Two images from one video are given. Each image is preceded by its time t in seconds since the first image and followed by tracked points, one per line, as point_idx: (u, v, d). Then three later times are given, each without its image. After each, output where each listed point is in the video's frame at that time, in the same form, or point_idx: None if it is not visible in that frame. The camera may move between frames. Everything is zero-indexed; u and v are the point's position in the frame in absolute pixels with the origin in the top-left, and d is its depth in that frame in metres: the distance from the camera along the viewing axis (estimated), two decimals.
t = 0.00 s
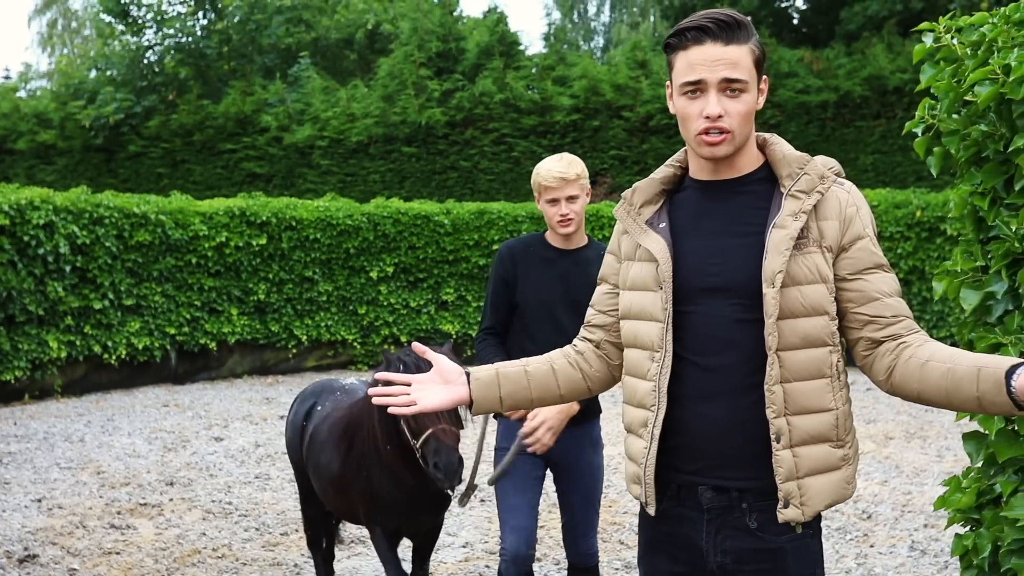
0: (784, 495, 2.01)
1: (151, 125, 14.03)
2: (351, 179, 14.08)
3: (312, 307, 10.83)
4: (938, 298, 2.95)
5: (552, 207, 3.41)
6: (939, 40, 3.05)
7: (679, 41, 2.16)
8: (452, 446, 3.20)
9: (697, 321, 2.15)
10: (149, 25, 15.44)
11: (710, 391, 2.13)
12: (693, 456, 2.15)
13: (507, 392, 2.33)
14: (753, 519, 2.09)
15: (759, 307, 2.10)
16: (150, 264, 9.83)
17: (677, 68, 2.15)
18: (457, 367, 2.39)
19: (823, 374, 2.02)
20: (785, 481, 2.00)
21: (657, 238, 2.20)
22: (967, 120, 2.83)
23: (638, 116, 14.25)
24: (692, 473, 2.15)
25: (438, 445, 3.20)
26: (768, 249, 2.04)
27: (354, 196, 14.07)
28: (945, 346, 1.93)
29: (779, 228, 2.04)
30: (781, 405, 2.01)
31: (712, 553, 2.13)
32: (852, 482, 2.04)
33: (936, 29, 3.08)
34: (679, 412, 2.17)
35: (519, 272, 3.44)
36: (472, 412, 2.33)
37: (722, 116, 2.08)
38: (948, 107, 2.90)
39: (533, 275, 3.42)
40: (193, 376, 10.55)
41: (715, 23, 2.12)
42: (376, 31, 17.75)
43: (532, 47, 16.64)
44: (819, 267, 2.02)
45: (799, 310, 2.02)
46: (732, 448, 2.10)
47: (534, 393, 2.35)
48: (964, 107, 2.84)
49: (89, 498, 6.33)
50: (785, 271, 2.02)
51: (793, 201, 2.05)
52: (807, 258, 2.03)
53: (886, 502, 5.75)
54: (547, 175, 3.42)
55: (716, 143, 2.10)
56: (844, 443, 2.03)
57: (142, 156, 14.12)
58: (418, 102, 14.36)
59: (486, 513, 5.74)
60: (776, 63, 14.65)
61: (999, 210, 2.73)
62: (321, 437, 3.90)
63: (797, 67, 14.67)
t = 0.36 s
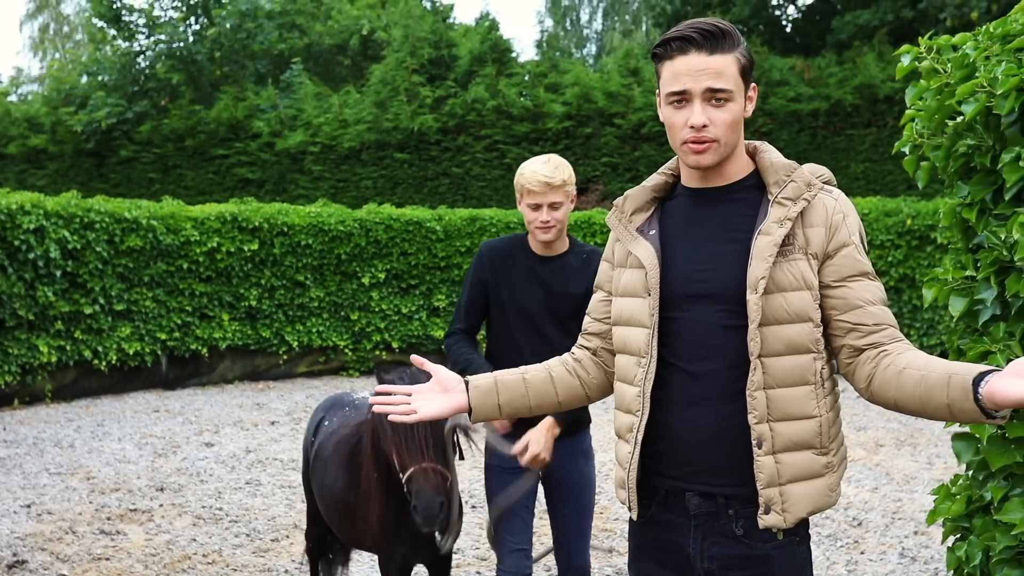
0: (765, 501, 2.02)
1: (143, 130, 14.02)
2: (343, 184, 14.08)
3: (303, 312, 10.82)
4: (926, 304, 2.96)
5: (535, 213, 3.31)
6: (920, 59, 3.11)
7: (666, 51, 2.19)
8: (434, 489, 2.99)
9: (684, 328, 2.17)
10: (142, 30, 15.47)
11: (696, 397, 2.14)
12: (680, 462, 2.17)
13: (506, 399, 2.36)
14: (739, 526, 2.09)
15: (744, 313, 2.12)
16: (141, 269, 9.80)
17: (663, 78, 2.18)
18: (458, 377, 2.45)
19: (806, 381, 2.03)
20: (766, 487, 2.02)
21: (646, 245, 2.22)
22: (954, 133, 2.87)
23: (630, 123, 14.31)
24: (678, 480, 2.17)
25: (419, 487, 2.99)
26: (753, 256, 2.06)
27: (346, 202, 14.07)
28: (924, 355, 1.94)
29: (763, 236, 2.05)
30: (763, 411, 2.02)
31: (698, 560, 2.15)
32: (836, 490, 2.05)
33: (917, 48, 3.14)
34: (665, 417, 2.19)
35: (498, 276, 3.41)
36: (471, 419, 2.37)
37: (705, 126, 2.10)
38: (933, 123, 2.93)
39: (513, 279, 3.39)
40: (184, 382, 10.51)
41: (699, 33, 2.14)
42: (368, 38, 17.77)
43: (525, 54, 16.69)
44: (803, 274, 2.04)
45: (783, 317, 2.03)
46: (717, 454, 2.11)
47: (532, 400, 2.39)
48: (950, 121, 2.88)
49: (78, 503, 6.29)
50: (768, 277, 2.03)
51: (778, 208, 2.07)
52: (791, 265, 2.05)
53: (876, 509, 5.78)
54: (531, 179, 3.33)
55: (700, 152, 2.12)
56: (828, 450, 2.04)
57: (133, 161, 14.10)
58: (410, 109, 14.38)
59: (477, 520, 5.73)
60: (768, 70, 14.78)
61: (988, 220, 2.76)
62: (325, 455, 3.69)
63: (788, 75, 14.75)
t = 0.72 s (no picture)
0: (760, 507, 2.03)
1: (138, 139, 14.04)
2: (338, 193, 14.09)
3: (299, 320, 10.81)
4: (921, 308, 2.97)
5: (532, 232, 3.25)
6: (916, 60, 3.09)
7: (661, 58, 2.20)
8: (401, 505, 2.93)
9: (682, 333, 2.18)
10: (136, 39, 15.48)
11: (692, 403, 2.15)
12: (676, 468, 2.18)
13: (509, 405, 2.39)
14: (735, 532, 2.10)
15: (741, 319, 2.12)
16: (136, 278, 9.79)
17: (659, 86, 2.19)
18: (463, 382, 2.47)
19: (802, 387, 2.04)
20: (761, 493, 2.02)
21: (644, 251, 2.24)
22: (948, 136, 2.88)
23: (625, 131, 14.34)
24: (674, 485, 2.18)
25: (385, 500, 2.95)
26: (749, 262, 2.07)
27: (342, 210, 14.08)
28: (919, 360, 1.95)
29: (759, 242, 2.07)
30: (758, 417, 2.03)
31: (694, 565, 2.15)
32: (832, 496, 2.06)
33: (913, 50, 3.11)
34: (662, 423, 2.20)
35: (493, 298, 3.39)
36: (475, 423, 2.40)
37: (701, 132, 2.11)
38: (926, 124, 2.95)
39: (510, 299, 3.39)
40: (179, 390, 10.50)
41: (694, 39, 2.15)
42: (364, 46, 17.80)
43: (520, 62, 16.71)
44: (799, 280, 2.05)
45: (778, 323, 2.04)
46: (714, 460, 2.12)
47: (536, 405, 2.41)
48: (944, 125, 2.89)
49: (74, 512, 6.28)
50: (764, 283, 2.05)
51: (775, 214, 2.08)
52: (787, 271, 2.06)
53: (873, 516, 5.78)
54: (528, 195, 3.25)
55: (697, 158, 2.13)
56: (824, 456, 2.04)
57: (129, 169, 14.12)
58: (406, 117, 14.40)
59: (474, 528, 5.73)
60: (763, 78, 14.84)
61: (981, 226, 2.77)
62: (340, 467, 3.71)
63: (783, 83, 14.80)
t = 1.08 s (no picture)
0: (765, 513, 2.03)
1: (140, 144, 14.06)
2: (340, 199, 14.11)
3: (300, 326, 10.82)
4: (923, 314, 2.98)
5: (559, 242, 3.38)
6: (914, 74, 3.14)
7: (669, 65, 2.21)
8: (376, 503, 2.90)
9: (688, 339, 2.18)
10: (139, 45, 15.49)
11: (697, 408, 2.15)
12: (681, 473, 2.18)
13: (517, 408, 2.39)
14: (740, 537, 2.10)
15: (746, 325, 2.13)
16: (138, 282, 9.79)
17: (667, 92, 2.21)
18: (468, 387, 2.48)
19: (808, 394, 2.04)
20: (766, 499, 2.02)
21: (650, 256, 2.24)
22: (950, 145, 2.88)
23: (627, 138, 14.36)
24: (679, 489, 2.18)
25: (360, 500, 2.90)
26: (756, 268, 2.08)
27: (344, 216, 14.10)
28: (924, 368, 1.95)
29: (766, 249, 2.07)
30: (764, 423, 2.03)
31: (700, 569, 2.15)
32: (837, 502, 2.06)
33: (911, 64, 3.16)
34: (668, 428, 2.20)
35: (502, 304, 3.46)
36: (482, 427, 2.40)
37: (707, 139, 2.12)
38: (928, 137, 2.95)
39: (518, 309, 3.46)
40: (180, 396, 10.50)
41: (701, 47, 2.15)
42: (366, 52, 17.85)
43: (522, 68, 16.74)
44: (806, 287, 2.05)
45: (784, 329, 2.05)
46: (719, 465, 2.12)
47: (543, 408, 2.41)
48: (945, 134, 2.90)
49: (75, 517, 6.28)
50: (770, 289, 2.05)
51: (782, 221, 2.09)
52: (793, 277, 2.07)
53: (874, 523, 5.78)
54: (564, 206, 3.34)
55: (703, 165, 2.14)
56: (829, 463, 2.05)
57: (131, 175, 14.14)
58: (408, 123, 14.42)
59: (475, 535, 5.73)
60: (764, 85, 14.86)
61: (983, 232, 2.78)
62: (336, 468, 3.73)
63: (784, 90, 14.82)
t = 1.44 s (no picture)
0: (772, 519, 2.03)
1: (144, 149, 14.10)
2: (343, 204, 14.14)
3: (303, 331, 10.84)
4: (927, 321, 2.98)
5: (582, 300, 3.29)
6: (920, 79, 3.14)
7: (676, 73, 2.22)
8: (378, 515, 2.85)
9: (696, 346, 2.18)
10: (143, 50, 15.50)
11: (704, 415, 2.16)
12: (688, 478, 2.18)
13: (528, 416, 2.40)
14: (746, 543, 2.11)
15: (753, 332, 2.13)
16: (141, 287, 9.80)
17: (674, 100, 2.21)
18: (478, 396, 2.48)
19: (814, 401, 2.04)
20: (773, 505, 2.02)
21: (658, 262, 2.25)
22: (954, 152, 2.88)
23: (630, 144, 14.38)
24: (685, 495, 2.19)
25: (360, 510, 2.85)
26: (762, 275, 2.08)
27: (347, 221, 14.13)
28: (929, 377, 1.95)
29: (773, 256, 2.07)
30: (770, 429, 2.04)
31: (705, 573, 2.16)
32: (843, 509, 2.06)
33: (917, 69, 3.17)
34: (675, 433, 2.20)
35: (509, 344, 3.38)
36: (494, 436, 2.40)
37: (715, 146, 2.12)
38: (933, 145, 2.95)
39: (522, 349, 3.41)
40: (183, 400, 10.51)
41: (708, 55, 2.16)
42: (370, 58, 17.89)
43: (526, 75, 16.75)
44: (811, 294, 2.06)
45: (790, 336, 2.05)
46: (726, 471, 2.12)
47: (554, 416, 2.42)
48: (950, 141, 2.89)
49: (77, 521, 6.28)
50: (777, 296, 2.06)
51: (788, 228, 2.09)
52: (799, 284, 2.07)
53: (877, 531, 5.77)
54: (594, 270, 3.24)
55: (710, 173, 2.15)
56: (836, 470, 2.05)
57: (134, 179, 14.17)
58: (411, 129, 14.45)
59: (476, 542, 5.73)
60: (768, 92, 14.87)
61: (987, 239, 2.78)
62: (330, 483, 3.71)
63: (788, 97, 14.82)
